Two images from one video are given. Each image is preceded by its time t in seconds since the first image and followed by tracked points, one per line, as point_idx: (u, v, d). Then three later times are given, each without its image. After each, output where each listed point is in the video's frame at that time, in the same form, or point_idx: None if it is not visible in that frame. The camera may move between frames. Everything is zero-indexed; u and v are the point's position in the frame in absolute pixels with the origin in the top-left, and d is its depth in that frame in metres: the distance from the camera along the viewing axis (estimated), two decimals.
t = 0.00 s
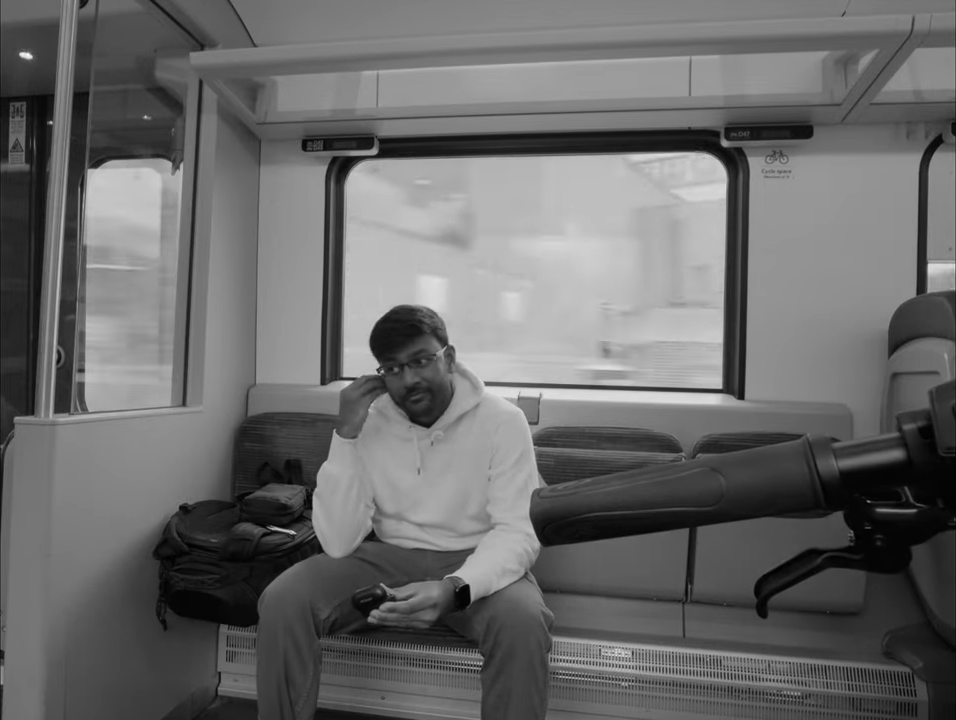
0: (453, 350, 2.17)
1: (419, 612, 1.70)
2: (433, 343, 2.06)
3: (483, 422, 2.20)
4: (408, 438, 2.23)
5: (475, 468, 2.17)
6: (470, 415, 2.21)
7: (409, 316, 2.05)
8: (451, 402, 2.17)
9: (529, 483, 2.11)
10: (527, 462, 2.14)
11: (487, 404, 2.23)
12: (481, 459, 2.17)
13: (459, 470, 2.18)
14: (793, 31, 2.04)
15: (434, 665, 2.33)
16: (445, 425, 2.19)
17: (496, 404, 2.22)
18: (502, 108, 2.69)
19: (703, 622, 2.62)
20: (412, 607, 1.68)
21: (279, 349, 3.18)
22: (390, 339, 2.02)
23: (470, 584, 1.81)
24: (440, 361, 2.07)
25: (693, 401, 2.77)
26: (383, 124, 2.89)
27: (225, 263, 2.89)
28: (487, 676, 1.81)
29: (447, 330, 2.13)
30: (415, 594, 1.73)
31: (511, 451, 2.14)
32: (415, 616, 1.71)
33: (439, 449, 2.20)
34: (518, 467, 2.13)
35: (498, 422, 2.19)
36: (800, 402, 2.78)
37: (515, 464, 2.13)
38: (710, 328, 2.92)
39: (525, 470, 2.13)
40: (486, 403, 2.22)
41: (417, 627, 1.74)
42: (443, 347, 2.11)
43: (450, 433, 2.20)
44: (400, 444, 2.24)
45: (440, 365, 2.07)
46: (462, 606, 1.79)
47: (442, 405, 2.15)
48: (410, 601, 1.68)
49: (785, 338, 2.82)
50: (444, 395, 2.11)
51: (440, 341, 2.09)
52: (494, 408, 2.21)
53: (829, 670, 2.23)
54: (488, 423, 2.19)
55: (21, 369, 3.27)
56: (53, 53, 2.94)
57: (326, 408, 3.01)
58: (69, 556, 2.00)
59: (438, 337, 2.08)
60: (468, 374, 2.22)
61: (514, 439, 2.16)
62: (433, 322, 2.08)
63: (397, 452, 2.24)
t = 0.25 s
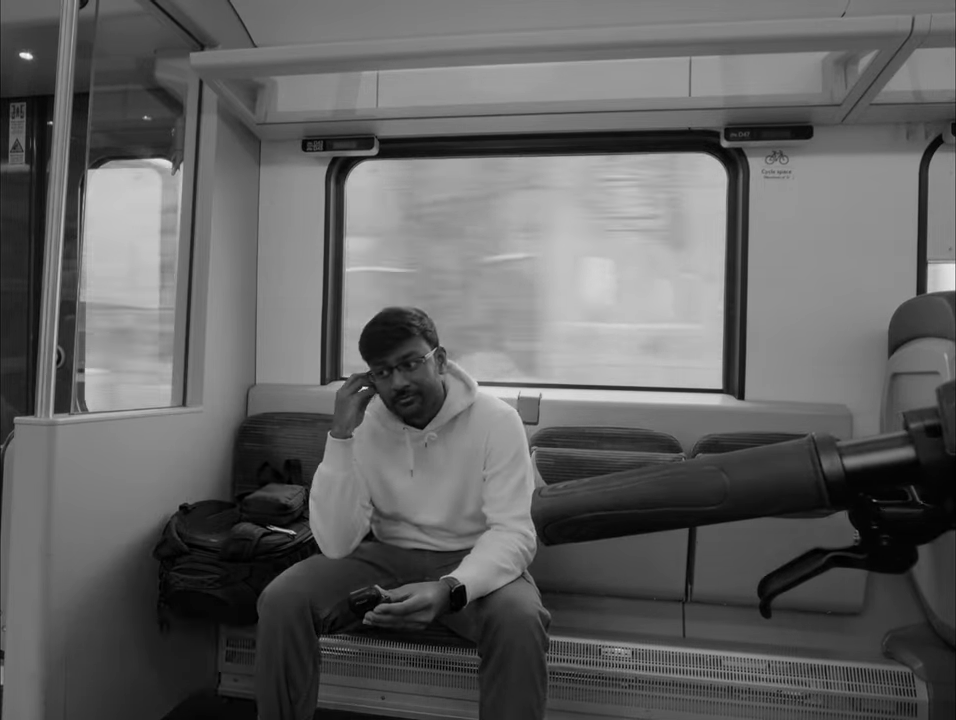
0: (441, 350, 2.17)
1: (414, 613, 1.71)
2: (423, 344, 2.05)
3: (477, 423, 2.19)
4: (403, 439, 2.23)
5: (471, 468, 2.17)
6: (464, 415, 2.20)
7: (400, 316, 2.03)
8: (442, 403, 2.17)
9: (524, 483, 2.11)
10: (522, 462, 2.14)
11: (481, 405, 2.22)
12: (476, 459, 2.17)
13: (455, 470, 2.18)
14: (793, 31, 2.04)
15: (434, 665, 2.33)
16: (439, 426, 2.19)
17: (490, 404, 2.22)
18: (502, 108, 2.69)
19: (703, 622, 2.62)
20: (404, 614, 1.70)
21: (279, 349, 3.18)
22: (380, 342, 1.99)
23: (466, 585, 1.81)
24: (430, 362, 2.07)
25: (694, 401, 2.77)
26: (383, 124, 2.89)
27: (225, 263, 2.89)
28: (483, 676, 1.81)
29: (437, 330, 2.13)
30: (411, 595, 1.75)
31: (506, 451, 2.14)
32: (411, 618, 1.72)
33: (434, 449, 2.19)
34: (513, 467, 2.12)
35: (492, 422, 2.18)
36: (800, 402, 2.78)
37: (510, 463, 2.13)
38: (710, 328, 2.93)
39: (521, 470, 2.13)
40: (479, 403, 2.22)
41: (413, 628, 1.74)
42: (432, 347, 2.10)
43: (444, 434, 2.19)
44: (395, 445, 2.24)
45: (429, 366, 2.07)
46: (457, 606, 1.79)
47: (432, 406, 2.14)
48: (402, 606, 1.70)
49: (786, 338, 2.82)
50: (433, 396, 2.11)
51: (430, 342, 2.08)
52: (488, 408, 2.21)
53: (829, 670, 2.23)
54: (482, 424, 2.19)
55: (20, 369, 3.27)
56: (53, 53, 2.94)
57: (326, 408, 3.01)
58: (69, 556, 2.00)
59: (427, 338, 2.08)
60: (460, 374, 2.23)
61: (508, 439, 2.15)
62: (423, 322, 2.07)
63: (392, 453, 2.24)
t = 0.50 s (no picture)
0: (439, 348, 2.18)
1: (415, 614, 1.71)
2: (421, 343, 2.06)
3: (476, 421, 2.20)
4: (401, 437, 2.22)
5: (470, 467, 2.17)
6: (461, 414, 2.21)
7: (397, 315, 2.03)
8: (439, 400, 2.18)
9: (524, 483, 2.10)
10: (520, 460, 2.14)
11: (478, 404, 2.22)
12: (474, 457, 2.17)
13: (453, 468, 2.18)
14: (793, 31, 2.04)
15: (434, 665, 2.33)
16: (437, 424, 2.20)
17: (487, 405, 2.22)
18: (502, 108, 2.69)
19: (703, 622, 2.62)
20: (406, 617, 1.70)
21: (279, 349, 3.18)
22: (376, 344, 1.99)
23: (466, 585, 1.81)
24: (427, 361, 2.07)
25: (694, 401, 2.77)
26: (384, 124, 2.89)
27: (225, 263, 2.89)
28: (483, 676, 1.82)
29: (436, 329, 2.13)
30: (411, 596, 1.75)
31: (504, 450, 2.14)
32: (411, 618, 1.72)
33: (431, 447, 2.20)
34: (512, 465, 2.12)
35: (489, 420, 2.18)
36: (800, 402, 2.78)
37: (508, 463, 2.12)
38: (711, 328, 2.92)
39: (519, 468, 2.13)
40: (476, 403, 2.22)
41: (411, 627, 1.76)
42: (430, 347, 2.10)
43: (442, 432, 2.19)
44: (394, 443, 2.23)
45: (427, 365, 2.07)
46: (458, 606, 1.79)
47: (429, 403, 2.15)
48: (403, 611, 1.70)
49: (786, 338, 2.82)
50: (431, 394, 2.11)
51: (428, 341, 2.09)
52: (486, 408, 2.21)
53: (829, 670, 2.23)
54: (479, 422, 2.19)
55: (20, 369, 3.27)
56: (54, 53, 2.94)
57: (326, 408, 3.01)
58: (69, 555, 2.00)
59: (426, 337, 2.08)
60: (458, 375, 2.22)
61: (506, 438, 2.15)
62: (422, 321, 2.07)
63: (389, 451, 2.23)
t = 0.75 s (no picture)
0: (457, 346, 2.21)
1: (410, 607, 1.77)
2: (426, 326, 2.16)
3: (480, 422, 2.22)
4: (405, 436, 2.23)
5: (472, 468, 2.18)
6: (466, 416, 2.23)
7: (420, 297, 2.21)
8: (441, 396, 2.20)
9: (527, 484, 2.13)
10: (524, 462, 2.17)
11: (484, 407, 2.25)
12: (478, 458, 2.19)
13: (456, 467, 2.19)
14: (792, 31, 2.04)
15: (434, 665, 2.33)
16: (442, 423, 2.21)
17: (491, 407, 2.24)
18: (502, 108, 2.69)
19: (703, 622, 2.62)
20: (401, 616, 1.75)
21: (279, 349, 3.18)
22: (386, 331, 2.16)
23: (461, 574, 1.83)
24: (426, 345, 2.14)
25: (694, 401, 2.77)
26: (384, 124, 2.89)
27: (225, 264, 2.89)
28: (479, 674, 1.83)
29: (455, 323, 2.20)
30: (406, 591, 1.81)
31: (509, 452, 2.16)
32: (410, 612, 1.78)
33: (435, 446, 2.21)
34: (516, 467, 2.15)
35: (495, 422, 2.21)
36: (800, 402, 2.78)
37: (512, 465, 2.14)
38: (711, 328, 2.92)
39: (523, 470, 2.15)
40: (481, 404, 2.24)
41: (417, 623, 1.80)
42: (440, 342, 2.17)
43: (446, 431, 2.21)
44: (397, 441, 2.24)
45: (425, 349, 2.14)
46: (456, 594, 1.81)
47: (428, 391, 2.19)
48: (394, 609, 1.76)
49: (786, 338, 2.82)
50: (424, 382, 2.15)
51: (437, 327, 2.17)
52: (491, 410, 2.24)
53: (829, 670, 2.23)
54: (484, 423, 2.21)
55: (20, 369, 3.27)
56: (54, 53, 2.94)
57: (326, 408, 3.01)
58: (69, 556, 2.00)
59: (436, 323, 2.18)
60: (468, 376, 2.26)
61: (511, 440, 2.18)
62: (434, 306, 2.19)
63: (392, 450, 2.23)
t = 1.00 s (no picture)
0: (454, 347, 2.21)
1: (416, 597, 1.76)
2: (422, 326, 2.16)
3: (479, 422, 2.22)
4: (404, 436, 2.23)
5: (471, 468, 2.18)
6: (464, 416, 2.23)
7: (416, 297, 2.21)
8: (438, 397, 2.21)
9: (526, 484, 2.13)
10: (523, 462, 2.17)
11: (481, 406, 2.24)
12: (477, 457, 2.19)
13: (455, 467, 2.19)
14: (792, 31, 2.04)
15: (434, 665, 2.33)
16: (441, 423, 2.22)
17: (490, 406, 2.24)
18: (502, 108, 2.69)
19: (702, 622, 2.62)
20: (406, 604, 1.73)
21: (279, 349, 3.18)
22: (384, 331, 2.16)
23: (460, 573, 1.83)
24: (423, 346, 2.14)
25: (694, 401, 2.77)
26: (384, 124, 2.89)
27: (225, 264, 2.89)
28: (477, 674, 1.83)
29: (452, 323, 2.20)
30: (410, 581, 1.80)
31: (508, 452, 2.16)
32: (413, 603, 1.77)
33: (434, 446, 2.21)
34: (515, 467, 2.15)
35: (494, 422, 2.21)
36: (800, 402, 2.78)
37: (511, 464, 2.15)
38: (710, 328, 2.92)
39: (522, 470, 2.16)
40: (480, 404, 2.24)
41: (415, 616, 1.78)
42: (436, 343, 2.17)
43: (445, 431, 2.21)
44: (396, 441, 2.24)
45: (421, 350, 2.14)
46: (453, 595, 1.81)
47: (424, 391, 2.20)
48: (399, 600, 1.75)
49: (786, 338, 2.82)
50: (420, 382, 2.15)
51: (433, 328, 2.17)
52: (490, 409, 2.24)
53: (829, 670, 2.23)
54: (483, 423, 2.21)
55: (20, 369, 3.27)
56: (53, 53, 2.94)
57: (326, 408, 3.01)
58: (69, 555, 2.00)
59: (432, 323, 2.17)
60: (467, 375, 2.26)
61: (510, 440, 2.18)
62: (430, 306, 2.19)
63: (391, 450, 2.23)
